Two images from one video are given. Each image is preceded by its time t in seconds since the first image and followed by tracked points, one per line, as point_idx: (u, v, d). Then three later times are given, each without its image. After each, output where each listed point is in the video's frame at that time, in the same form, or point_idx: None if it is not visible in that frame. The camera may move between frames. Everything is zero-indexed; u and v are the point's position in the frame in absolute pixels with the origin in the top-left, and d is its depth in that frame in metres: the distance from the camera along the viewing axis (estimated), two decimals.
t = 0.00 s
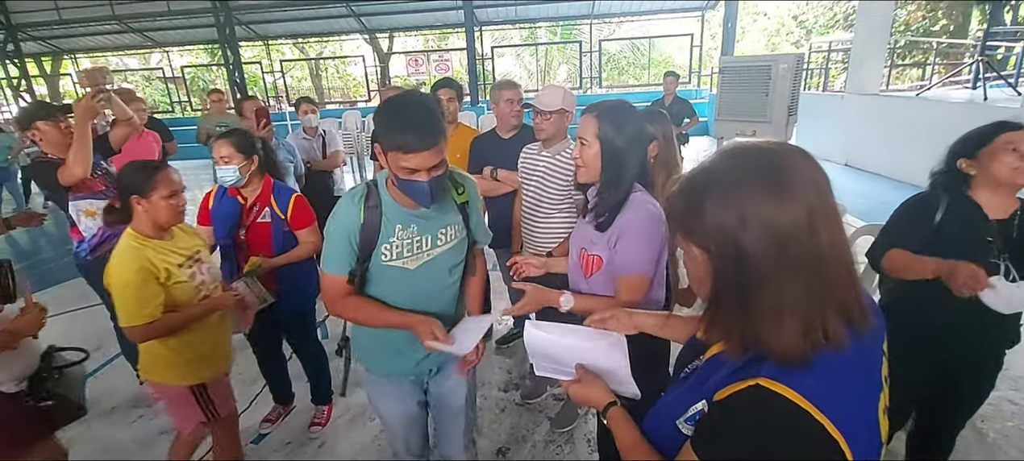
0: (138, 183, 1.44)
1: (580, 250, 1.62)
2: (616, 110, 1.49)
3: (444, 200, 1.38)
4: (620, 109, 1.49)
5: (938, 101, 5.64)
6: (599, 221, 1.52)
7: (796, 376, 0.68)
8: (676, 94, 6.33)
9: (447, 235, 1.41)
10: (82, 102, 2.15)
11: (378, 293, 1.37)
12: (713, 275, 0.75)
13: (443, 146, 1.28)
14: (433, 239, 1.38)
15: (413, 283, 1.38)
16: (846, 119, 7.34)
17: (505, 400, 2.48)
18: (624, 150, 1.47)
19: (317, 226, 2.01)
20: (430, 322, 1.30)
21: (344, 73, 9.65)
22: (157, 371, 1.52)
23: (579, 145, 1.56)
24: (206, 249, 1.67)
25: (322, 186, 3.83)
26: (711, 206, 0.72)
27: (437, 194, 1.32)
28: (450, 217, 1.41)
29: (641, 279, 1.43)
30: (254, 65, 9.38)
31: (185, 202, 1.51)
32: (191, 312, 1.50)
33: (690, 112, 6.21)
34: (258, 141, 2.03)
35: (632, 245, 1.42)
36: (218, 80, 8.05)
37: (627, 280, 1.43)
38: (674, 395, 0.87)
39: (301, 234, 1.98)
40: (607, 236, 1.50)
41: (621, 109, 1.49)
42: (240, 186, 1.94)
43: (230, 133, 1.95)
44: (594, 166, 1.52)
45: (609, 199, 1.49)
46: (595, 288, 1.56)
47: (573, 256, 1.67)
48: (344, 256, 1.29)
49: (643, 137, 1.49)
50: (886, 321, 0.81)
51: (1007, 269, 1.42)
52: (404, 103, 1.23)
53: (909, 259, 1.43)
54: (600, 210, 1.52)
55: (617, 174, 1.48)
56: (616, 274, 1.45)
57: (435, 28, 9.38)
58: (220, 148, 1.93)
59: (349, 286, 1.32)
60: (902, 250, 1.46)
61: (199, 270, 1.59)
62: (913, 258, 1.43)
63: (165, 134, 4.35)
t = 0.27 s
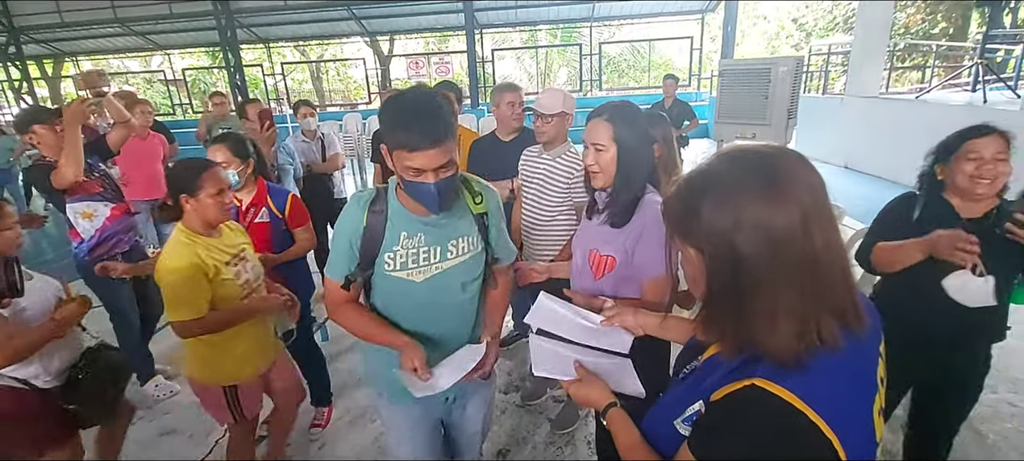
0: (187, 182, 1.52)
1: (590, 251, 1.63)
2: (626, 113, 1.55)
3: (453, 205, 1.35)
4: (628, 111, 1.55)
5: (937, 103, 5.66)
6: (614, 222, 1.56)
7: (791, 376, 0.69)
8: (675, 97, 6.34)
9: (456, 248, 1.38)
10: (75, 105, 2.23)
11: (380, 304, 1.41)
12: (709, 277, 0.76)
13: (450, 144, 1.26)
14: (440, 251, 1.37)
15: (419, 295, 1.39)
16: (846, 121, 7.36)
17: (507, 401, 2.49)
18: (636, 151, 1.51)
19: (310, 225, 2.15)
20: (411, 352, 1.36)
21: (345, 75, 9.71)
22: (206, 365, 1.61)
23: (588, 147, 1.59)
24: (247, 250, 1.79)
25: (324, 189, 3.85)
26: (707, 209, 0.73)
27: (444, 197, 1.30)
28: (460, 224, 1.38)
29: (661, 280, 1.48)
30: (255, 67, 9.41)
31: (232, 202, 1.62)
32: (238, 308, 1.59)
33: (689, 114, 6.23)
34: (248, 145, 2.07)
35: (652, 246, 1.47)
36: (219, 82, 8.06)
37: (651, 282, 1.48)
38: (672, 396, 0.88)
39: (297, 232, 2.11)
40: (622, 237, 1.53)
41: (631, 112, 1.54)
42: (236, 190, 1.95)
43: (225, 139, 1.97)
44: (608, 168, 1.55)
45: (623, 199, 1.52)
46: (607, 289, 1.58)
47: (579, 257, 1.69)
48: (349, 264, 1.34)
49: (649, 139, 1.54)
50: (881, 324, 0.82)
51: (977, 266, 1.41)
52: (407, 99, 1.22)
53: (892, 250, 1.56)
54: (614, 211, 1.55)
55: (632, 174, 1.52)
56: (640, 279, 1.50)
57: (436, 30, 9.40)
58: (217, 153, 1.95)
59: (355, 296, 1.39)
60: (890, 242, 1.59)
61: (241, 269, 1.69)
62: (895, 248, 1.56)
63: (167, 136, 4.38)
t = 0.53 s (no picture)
0: (242, 184, 1.56)
1: (595, 254, 1.58)
2: (626, 115, 1.56)
3: (455, 228, 1.07)
4: (630, 112, 1.56)
5: (937, 106, 5.66)
6: (619, 225, 1.51)
7: (789, 377, 0.69)
8: (676, 99, 6.35)
9: (458, 280, 1.06)
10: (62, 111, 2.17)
11: (380, 340, 1.11)
12: (708, 278, 0.76)
13: (445, 155, 1.01)
14: (438, 281, 1.05)
15: (411, 333, 1.08)
16: (846, 123, 7.35)
17: (506, 404, 2.48)
18: (642, 152, 1.52)
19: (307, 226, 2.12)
20: (391, 399, 1.03)
21: (345, 78, 9.54)
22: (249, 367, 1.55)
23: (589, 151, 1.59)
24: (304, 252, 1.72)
25: (324, 190, 3.85)
26: (706, 210, 0.73)
27: (435, 217, 1.01)
28: (464, 252, 1.07)
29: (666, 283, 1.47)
30: (256, 69, 9.43)
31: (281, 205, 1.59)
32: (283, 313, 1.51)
33: (689, 116, 6.23)
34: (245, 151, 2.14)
35: (658, 247, 1.46)
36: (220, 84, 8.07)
37: (658, 285, 1.46)
38: (671, 397, 0.88)
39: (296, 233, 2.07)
40: (629, 240, 1.50)
41: (630, 115, 1.56)
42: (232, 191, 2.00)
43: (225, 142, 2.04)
44: (613, 168, 1.54)
45: (628, 198, 1.50)
46: (613, 293, 1.54)
47: (582, 262, 1.63)
48: (334, 291, 1.06)
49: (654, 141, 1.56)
50: (879, 325, 0.82)
51: (920, 260, 1.36)
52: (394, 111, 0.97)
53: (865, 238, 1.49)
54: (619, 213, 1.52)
55: (637, 173, 1.51)
56: (645, 281, 1.48)
57: (437, 33, 9.42)
58: (214, 157, 2.03)
59: (353, 325, 1.10)
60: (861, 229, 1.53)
61: (291, 272, 1.60)
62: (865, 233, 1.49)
63: (168, 138, 4.38)
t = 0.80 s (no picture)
0: (286, 185, 1.73)
1: (595, 257, 1.59)
2: (622, 118, 1.56)
3: (433, 253, 0.85)
4: (627, 116, 1.56)
5: (938, 108, 5.66)
6: (619, 226, 1.52)
7: (793, 377, 0.69)
8: (676, 100, 6.35)
9: (438, 315, 0.84)
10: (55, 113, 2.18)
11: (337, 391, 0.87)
12: (710, 278, 0.77)
13: (417, 166, 0.80)
14: (409, 316, 0.83)
15: (375, 383, 0.84)
16: (847, 125, 7.36)
17: (507, 405, 2.49)
18: (635, 158, 1.51)
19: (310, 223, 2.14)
20: None
21: (347, 78, 9.69)
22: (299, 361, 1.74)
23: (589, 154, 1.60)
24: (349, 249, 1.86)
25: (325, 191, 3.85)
26: (707, 211, 0.73)
27: (403, 241, 0.80)
28: (445, 282, 0.84)
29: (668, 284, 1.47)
30: (257, 71, 9.46)
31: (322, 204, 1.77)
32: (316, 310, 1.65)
33: (690, 118, 6.23)
34: (245, 152, 2.18)
35: (658, 251, 1.46)
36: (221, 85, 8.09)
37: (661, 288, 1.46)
38: (674, 397, 0.88)
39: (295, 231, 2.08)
40: (629, 242, 1.50)
41: (627, 119, 1.55)
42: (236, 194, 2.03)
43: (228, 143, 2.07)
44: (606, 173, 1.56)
45: (626, 201, 1.51)
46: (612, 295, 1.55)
47: (585, 263, 1.65)
48: (283, 321, 0.85)
49: (651, 142, 1.54)
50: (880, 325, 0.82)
51: (892, 261, 1.38)
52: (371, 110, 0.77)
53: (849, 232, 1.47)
54: (617, 217, 1.52)
55: (632, 179, 1.50)
56: (645, 285, 1.48)
57: (437, 35, 9.43)
58: (215, 159, 2.05)
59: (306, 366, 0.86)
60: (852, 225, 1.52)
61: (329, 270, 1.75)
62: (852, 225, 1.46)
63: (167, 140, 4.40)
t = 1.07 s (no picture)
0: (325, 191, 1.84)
1: (587, 257, 1.60)
2: (614, 124, 1.58)
3: (399, 317, 0.61)
4: (620, 122, 1.58)
5: (939, 111, 5.66)
6: (608, 225, 1.51)
7: (793, 379, 0.69)
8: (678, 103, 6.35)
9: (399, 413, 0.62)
10: (48, 117, 2.21)
11: None
12: (710, 280, 0.77)
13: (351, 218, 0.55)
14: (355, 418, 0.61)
15: None
16: (848, 127, 7.35)
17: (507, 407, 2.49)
18: (626, 162, 1.52)
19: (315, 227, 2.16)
20: None
21: (349, 80, 9.78)
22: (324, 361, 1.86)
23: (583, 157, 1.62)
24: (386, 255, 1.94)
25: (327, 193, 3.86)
26: (708, 214, 0.74)
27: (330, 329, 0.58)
28: (412, 361, 0.61)
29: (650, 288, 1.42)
30: (259, 73, 9.49)
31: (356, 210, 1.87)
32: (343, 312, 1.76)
33: (691, 120, 6.23)
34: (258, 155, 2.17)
35: (640, 252, 1.42)
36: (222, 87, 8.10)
37: (636, 289, 1.42)
38: (673, 398, 0.88)
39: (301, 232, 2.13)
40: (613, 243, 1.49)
41: (619, 123, 1.57)
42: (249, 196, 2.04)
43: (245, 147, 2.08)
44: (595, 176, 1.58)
45: (614, 202, 1.50)
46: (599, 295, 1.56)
47: (579, 262, 1.66)
48: (200, 418, 0.69)
49: (643, 147, 1.55)
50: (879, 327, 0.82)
51: (886, 268, 1.37)
52: (275, 138, 0.50)
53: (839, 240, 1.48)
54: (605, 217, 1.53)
55: (618, 183, 1.50)
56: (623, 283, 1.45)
57: (439, 37, 9.44)
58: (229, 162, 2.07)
59: None
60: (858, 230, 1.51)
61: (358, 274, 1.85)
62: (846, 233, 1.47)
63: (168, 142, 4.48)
